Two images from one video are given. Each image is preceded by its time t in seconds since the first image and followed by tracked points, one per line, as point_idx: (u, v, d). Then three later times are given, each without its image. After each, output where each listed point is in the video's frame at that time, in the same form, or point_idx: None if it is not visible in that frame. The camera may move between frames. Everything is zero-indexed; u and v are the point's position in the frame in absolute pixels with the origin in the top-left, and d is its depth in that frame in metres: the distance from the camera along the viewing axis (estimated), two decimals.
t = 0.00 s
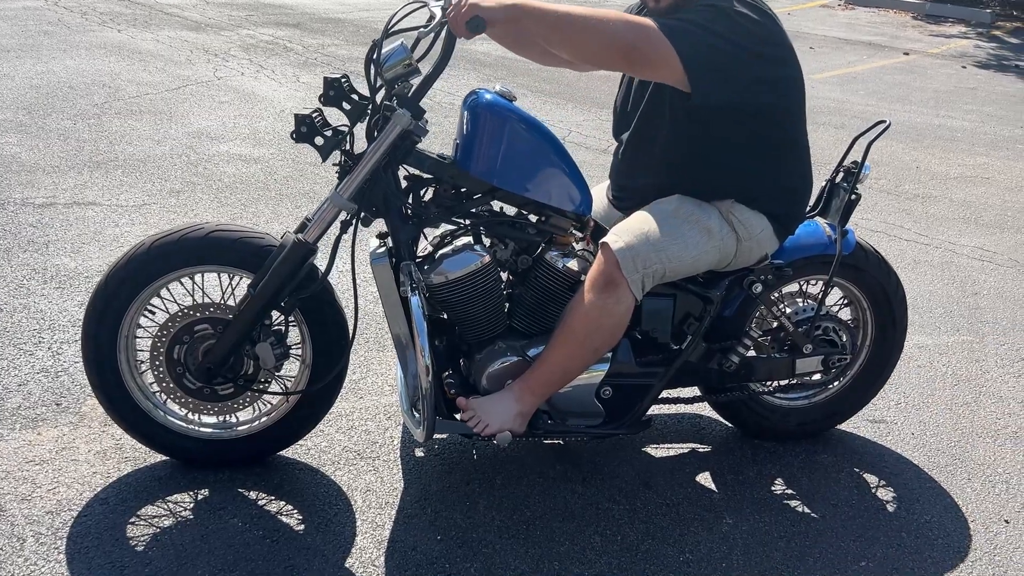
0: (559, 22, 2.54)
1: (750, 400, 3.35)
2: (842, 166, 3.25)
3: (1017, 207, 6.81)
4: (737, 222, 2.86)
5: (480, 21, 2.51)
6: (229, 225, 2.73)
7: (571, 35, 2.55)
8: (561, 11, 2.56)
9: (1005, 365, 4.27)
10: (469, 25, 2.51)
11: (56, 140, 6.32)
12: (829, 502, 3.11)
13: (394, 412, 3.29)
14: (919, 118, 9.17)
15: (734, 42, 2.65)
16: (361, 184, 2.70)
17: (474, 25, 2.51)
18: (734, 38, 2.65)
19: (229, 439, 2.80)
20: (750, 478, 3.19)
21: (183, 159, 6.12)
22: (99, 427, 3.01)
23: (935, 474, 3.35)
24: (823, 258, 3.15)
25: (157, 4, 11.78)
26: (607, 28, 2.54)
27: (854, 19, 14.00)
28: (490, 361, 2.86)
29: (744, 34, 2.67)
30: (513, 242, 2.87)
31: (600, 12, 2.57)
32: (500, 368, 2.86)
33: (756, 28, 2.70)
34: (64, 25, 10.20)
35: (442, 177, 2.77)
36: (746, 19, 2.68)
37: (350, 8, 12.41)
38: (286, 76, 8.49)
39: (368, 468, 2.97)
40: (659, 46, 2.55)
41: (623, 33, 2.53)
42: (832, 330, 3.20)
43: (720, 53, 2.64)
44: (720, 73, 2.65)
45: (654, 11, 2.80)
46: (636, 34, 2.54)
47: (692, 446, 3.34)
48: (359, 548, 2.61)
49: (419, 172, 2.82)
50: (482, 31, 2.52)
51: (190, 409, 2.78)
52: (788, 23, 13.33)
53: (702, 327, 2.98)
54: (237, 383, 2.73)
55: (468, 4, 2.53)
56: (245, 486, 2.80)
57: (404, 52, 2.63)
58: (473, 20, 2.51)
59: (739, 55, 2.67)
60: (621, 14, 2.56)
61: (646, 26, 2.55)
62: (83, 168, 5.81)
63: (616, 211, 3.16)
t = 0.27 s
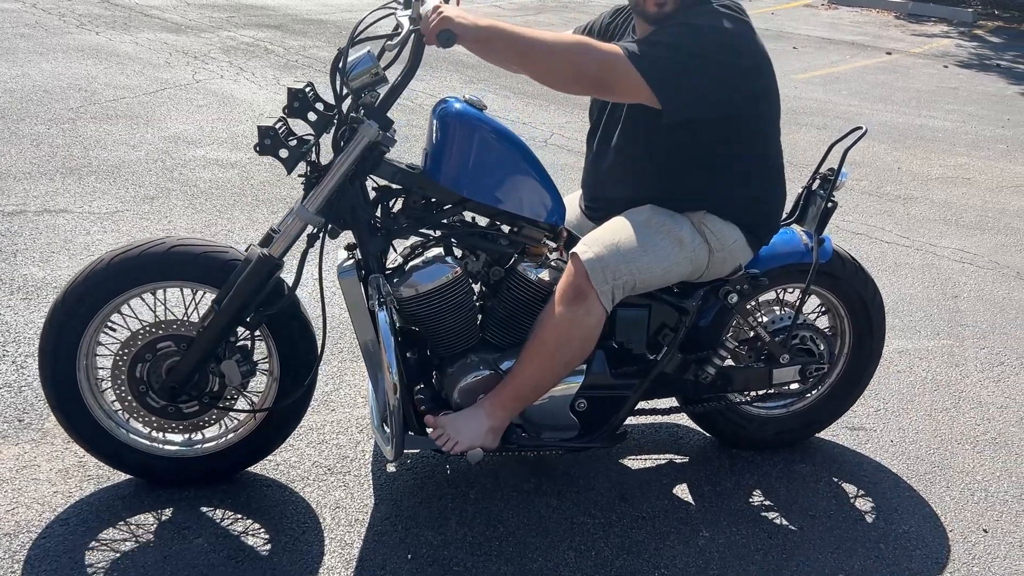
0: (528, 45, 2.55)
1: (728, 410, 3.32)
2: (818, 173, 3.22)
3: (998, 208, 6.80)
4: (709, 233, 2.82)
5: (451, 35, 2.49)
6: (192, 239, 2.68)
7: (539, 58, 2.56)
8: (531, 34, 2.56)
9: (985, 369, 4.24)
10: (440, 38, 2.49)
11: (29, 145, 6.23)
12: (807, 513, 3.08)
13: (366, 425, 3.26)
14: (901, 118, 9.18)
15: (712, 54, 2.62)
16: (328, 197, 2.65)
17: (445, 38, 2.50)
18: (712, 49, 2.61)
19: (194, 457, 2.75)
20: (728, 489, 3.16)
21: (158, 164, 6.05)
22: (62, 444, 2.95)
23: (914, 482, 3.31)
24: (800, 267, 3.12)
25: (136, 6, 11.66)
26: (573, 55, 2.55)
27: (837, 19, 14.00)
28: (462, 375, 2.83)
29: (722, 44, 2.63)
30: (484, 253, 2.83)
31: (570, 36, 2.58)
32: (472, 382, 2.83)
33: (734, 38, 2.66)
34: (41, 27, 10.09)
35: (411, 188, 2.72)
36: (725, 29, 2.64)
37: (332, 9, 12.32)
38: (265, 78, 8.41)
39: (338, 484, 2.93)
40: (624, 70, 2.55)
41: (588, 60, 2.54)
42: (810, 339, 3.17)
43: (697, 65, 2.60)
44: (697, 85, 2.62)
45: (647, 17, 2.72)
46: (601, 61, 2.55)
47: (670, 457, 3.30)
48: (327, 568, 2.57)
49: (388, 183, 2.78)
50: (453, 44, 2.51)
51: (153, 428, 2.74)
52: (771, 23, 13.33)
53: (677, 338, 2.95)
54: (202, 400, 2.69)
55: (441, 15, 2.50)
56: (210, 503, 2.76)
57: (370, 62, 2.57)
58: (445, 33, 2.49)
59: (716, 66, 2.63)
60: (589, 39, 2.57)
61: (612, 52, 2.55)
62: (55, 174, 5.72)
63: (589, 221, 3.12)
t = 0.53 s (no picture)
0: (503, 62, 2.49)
1: (705, 418, 3.24)
2: (792, 176, 3.14)
3: (976, 209, 6.79)
4: (680, 236, 2.75)
5: (429, 48, 2.44)
6: (147, 257, 2.68)
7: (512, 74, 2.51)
8: (507, 50, 2.51)
9: (964, 373, 4.20)
10: (417, 51, 2.44)
11: None
12: (785, 524, 3.01)
13: (332, 437, 3.20)
14: (880, 118, 9.18)
15: (682, 60, 2.55)
16: (293, 210, 2.58)
17: (423, 52, 2.44)
18: (682, 55, 2.55)
19: (153, 479, 2.72)
20: (704, 500, 3.09)
21: (127, 169, 5.93)
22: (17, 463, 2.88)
23: (893, 491, 3.26)
24: (775, 272, 3.03)
25: (109, 8, 11.49)
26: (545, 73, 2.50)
27: (815, 19, 14.01)
28: (431, 389, 2.76)
29: (693, 48, 2.56)
30: (452, 262, 2.75)
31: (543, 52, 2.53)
32: (442, 396, 2.75)
33: (705, 41, 2.58)
34: (11, 30, 9.93)
35: (375, 196, 2.64)
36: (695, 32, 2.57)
37: (309, 11, 12.20)
38: (239, 80, 8.30)
39: (303, 500, 2.87)
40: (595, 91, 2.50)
41: (560, 79, 2.49)
42: (786, 345, 3.10)
43: (668, 72, 2.53)
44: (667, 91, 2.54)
45: (619, 19, 2.64)
46: (572, 81, 2.49)
47: (644, 468, 3.23)
48: None
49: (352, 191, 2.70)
50: (431, 56, 2.45)
51: (110, 452, 2.70)
52: (751, 24, 13.32)
53: (652, 346, 2.87)
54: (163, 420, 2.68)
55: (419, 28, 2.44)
56: (169, 522, 2.71)
57: (331, 65, 2.49)
58: (422, 46, 2.44)
59: (687, 71, 2.56)
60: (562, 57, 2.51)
61: (586, 71, 2.50)
62: (20, 181, 5.61)
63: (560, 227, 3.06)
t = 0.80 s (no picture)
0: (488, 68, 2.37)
1: (696, 439, 3.11)
2: (783, 189, 3.01)
3: (961, 216, 6.73)
4: (672, 251, 2.63)
5: (407, 58, 2.29)
6: (106, 279, 2.55)
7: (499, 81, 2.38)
8: (492, 56, 2.38)
9: (957, 384, 4.09)
10: (394, 62, 2.29)
11: None
12: (780, 550, 2.89)
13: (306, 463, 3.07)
14: (862, 124, 9.15)
15: (673, 66, 2.42)
16: (260, 228, 2.42)
17: (400, 62, 2.29)
18: (672, 62, 2.42)
19: (114, 512, 2.60)
20: (695, 525, 2.97)
21: (94, 178, 5.75)
22: None
23: (890, 513, 3.14)
24: (767, 288, 2.90)
25: (80, 11, 11.25)
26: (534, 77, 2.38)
27: (795, 24, 13.98)
28: (409, 415, 2.62)
29: (685, 53, 2.43)
30: (431, 280, 2.61)
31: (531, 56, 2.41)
32: (421, 422, 2.61)
33: (697, 46, 2.45)
34: None
35: (350, 211, 2.50)
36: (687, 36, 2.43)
37: (286, 16, 12.02)
38: (213, 86, 8.11)
39: (274, 532, 2.73)
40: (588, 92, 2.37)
41: (549, 82, 2.37)
42: (779, 364, 2.98)
43: (658, 79, 2.41)
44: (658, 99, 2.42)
45: (612, 25, 2.55)
46: (563, 84, 2.37)
47: (633, 491, 3.09)
48: None
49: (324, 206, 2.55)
50: (409, 68, 2.31)
51: (66, 486, 2.57)
52: (731, 29, 13.27)
53: (641, 367, 2.75)
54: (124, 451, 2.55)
55: (394, 38, 2.30)
56: (131, 559, 2.58)
57: (300, 71, 2.43)
58: (399, 56, 2.29)
59: (679, 77, 2.43)
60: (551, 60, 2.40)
61: (576, 72, 2.38)
62: None
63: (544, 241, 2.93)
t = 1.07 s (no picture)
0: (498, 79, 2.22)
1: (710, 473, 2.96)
2: (802, 211, 2.89)
3: (961, 230, 6.45)
4: (691, 280, 2.50)
5: (407, 73, 2.14)
6: (89, 308, 2.38)
7: (512, 92, 2.23)
8: (502, 67, 2.23)
9: (972, 408, 3.94)
10: (394, 78, 2.14)
11: None
12: None
13: (299, 501, 2.91)
14: (857, 133, 8.91)
15: (694, 83, 2.29)
16: (253, 255, 2.26)
17: (401, 78, 2.14)
18: (693, 80, 2.29)
19: (96, 558, 2.43)
20: (711, 565, 2.82)
21: (75, 192, 5.56)
22: None
23: (911, 549, 3.00)
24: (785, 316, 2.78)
25: (63, 19, 11.04)
26: (549, 85, 2.23)
27: (785, 34, 13.89)
28: (411, 455, 2.45)
29: (705, 69, 2.31)
30: (435, 310, 2.46)
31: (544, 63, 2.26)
32: (424, 461, 2.45)
33: (717, 62, 2.32)
34: None
35: (348, 237, 2.34)
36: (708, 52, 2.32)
37: (273, 23, 11.83)
38: (199, 96, 7.92)
39: None
40: (607, 101, 2.23)
41: (565, 90, 2.23)
42: (798, 394, 2.85)
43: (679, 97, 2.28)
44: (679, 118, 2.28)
45: (617, 25, 2.50)
46: (580, 93, 2.23)
47: (645, 528, 2.94)
48: None
49: (321, 231, 2.40)
50: (412, 83, 2.15)
51: (45, 530, 2.40)
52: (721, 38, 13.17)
53: (655, 400, 2.60)
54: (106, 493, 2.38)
55: (393, 52, 2.15)
56: None
57: (297, 90, 2.20)
58: (399, 72, 2.14)
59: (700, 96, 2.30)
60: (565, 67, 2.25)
61: (594, 79, 2.24)
62: None
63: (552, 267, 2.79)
